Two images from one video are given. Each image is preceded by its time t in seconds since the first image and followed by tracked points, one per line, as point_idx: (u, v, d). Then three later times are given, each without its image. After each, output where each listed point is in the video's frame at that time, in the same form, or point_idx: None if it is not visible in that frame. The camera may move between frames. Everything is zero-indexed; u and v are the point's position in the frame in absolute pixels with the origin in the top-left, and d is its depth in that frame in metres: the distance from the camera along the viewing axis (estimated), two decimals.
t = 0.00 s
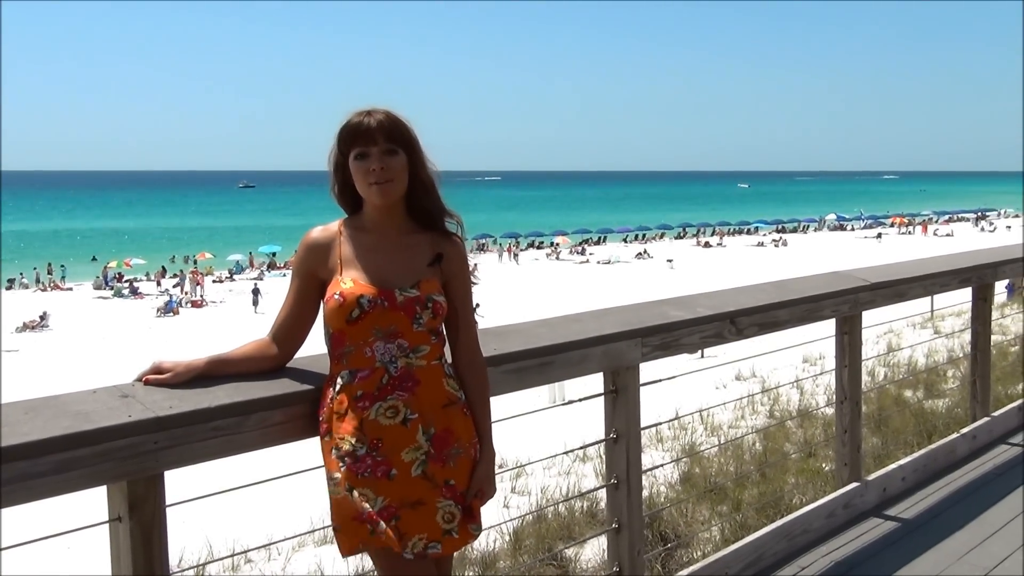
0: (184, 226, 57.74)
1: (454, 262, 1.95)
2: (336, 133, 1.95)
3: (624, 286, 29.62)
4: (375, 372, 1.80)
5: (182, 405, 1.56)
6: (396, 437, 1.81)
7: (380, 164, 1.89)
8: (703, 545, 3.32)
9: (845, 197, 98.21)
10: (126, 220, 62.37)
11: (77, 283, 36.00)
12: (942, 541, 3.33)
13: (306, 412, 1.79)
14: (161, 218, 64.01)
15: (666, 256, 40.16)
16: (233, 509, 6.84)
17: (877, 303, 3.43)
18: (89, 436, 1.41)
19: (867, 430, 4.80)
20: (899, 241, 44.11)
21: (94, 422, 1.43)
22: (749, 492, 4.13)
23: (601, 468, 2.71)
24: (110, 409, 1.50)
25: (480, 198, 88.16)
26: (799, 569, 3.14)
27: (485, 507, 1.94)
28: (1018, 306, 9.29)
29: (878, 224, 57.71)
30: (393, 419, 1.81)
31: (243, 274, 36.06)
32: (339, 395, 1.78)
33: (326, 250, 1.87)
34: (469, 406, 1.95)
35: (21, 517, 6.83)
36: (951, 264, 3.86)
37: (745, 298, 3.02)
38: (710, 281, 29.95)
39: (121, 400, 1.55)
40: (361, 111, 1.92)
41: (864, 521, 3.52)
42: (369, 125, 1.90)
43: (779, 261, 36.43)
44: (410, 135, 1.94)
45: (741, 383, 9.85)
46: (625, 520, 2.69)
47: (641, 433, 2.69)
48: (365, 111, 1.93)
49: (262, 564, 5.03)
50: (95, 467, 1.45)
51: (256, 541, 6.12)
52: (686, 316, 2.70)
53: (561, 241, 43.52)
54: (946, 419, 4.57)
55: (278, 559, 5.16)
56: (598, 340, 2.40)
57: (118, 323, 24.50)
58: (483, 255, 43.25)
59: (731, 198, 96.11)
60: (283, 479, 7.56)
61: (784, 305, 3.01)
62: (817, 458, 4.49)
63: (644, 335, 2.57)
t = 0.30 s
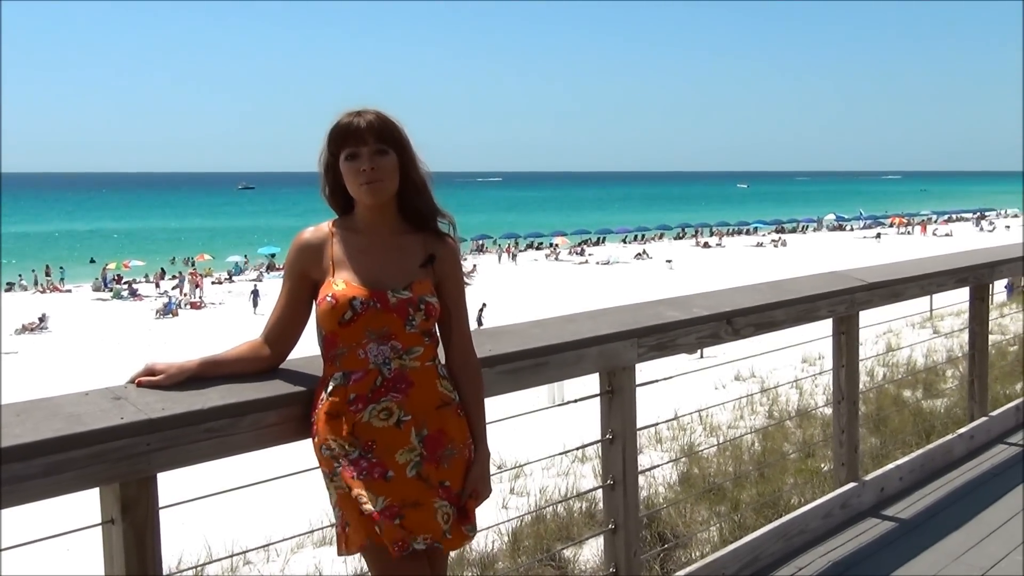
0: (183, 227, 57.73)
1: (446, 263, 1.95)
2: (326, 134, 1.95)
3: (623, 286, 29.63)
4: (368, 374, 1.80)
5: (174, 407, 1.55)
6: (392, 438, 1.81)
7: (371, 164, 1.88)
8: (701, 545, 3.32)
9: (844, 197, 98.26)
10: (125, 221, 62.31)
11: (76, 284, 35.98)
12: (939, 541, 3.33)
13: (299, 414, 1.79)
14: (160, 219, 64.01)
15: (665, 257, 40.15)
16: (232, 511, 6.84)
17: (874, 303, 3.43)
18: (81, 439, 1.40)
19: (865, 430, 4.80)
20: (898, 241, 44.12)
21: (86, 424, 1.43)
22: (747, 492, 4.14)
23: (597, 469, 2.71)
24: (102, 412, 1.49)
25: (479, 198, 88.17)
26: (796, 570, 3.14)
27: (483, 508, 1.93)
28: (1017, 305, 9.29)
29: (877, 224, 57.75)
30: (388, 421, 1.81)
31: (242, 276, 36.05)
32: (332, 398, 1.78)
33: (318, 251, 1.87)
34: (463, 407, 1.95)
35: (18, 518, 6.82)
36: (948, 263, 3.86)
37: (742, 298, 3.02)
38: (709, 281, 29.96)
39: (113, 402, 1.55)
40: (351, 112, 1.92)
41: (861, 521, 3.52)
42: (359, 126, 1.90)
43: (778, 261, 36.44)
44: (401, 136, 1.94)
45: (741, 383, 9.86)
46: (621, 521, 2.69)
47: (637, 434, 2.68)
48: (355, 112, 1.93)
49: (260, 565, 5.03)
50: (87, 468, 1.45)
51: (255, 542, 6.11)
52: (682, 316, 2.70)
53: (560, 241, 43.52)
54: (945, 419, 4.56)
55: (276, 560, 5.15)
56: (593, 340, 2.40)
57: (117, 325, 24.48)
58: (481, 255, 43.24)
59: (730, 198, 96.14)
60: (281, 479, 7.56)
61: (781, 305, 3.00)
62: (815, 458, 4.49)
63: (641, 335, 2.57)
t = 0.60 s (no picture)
0: (185, 229, 57.73)
1: (442, 263, 1.95)
2: (320, 134, 1.95)
3: (625, 286, 29.62)
4: (367, 373, 1.80)
5: (169, 408, 1.55)
6: (394, 436, 1.80)
7: (366, 164, 1.88)
8: (703, 545, 3.32)
9: (847, 196, 98.17)
10: (127, 223, 62.31)
11: (79, 286, 36.00)
12: (940, 541, 3.32)
13: (297, 414, 1.79)
14: (162, 220, 64.06)
15: (667, 257, 40.14)
16: (233, 511, 6.84)
17: (874, 303, 3.42)
18: (77, 440, 1.41)
19: (866, 430, 4.79)
20: (900, 241, 44.06)
21: (81, 425, 1.43)
22: (749, 492, 4.13)
23: (596, 469, 2.71)
24: (97, 413, 1.49)
25: (481, 199, 88.15)
26: (796, 569, 3.14)
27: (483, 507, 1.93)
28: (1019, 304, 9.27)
29: (880, 224, 57.68)
30: (388, 418, 1.80)
31: (244, 277, 36.04)
32: (331, 397, 1.77)
33: (314, 253, 1.87)
34: (462, 406, 1.95)
35: (20, 519, 6.83)
36: (948, 262, 3.85)
37: (740, 298, 3.02)
38: (711, 281, 29.94)
39: (108, 404, 1.55)
40: (344, 110, 1.92)
41: (862, 521, 3.51)
42: (353, 125, 1.90)
43: (780, 261, 36.41)
44: (394, 136, 1.94)
45: (743, 382, 9.85)
46: (620, 521, 2.68)
47: (636, 434, 2.68)
48: (348, 111, 1.93)
49: (262, 566, 5.02)
50: (81, 472, 1.44)
51: (256, 542, 6.11)
52: (681, 316, 2.70)
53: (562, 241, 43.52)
54: (947, 419, 4.55)
55: (278, 561, 5.15)
56: (590, 340, 2.40)
57: (119, 326, 24.49)
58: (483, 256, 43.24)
59: (732, 198, 96.08)
60: (283, 479, 7.58)
61: (779, 305, 3.00)
62: (816, 458, 4.48)
63: (638, 335, 2.57)
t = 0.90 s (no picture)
0: (193, 230, 57.87)
1: (444, 264, 1.95)
2: (321, 135, 1.95)
3: (631, 286, 29.56)
4: (369, 376, 1.80)
5: (170, 409, 1.56)
6: (397, 439, 1.80)
7: (365, 165, 1.88)
8: (708, 545, 3.31)
9: (855, 196, 97.80)
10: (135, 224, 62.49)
11: (86, 287, 36.13)
12: (945, 541, 3.31)
13: (298, 415, 1.79)
14: (169, 221, 64.25)
15: (674, 257, 40.04)
16: (239, 510, 6.84)
17: (878, 303, 3.41)
18: (78, 440, 1.41)
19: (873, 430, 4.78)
20: (907, 240, 43.91)
21: (81, 426, 1.44)
22: (755, 492, 4.12)
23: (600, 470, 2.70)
24: (97, 414, 1.49)
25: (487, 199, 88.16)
26: (802, 570, 3.13)
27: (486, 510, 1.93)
28: None
29: (887, 223, 57.44)
30: (392, 421, 1.80)
31: (251, 278, 36.12)
32: (335, 401, 1.78)
33: (315, 253, 1.87)
34: (464, 407, 1.95)
35: (27, 520, 6.85)
36: (952, 262, 3.85)
37: (744, 297, 3.01)
38: (718, 281, 29.86)
39: (109, 404, 1.55)
40: (344, 112, 1.92)
41: (867, 521, 3.50)
42: (352, 126, 1.90)
43: (787, 261, 36.28)
44: (395, 135, 1.94)
45: (750, 382, 9.81)
46: (624, 522, 2.68)
47: (640, 435, 2.68)
48: (349, 112, 1.93)
49: (268, 567, 5.02)
50: (81, 472, 1.45)
51: (262, 542, 6.12)
52: (684, 315, 2.69)
53: (568, 241, 43.49)
54: (954, 418, 4.54)
55: (284, 561, 5.15)
56: (593, 340, 2.39)
57: (127, 327, 24.57)
58: (489, 256, 43.24)
59: (739, 198, 95.84)
60: (290, 479, 7.60)
61: (783, 305, 2.99)
62: (822, 458, 4.46)
63: (642, 335, 2.57)
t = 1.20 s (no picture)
0: (202, 231, 58.06)
1: (448, 265, 1.95)
2: (327, 134, 1.95)
3: (639, 286, 29.52)
4: (370, 377, 1.80)
5: (175, 409, 1.56)
6: (399, 440, 1.80)
7: (370, 168, 1.89)
8: (715, 545, 3.30)
9: (863, 195, 97.46)
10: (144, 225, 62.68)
11: (96, 288, 36.28)
12: (953, 542, 3.29)
13: (303, 415, 1.79)
14: (178, 222, 64.45)
15: (682, 256, 39.96)
16: (248, 510, 6.86)
17: (886, 301, 3.40)
18: (79, 442, 1.41)
19: (881, 428, 4.76)
20: (916, 238, 43.73)
21: (86, 427, 1.44)
22: (763, 492, 4.10)
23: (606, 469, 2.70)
24: (102, 415, 1.49)
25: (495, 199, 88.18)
26: (809, 570, 3.12)
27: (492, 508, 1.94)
28: None
29: (896, 221, 57.20)
30: (393, 423, 1.80)
31: (259, 278, 36.20)
32: (335, 400, 1.78)
33: (319, 253, 1.87)
34: (468, 408, 1.94)
35: (35, 522, 6.88)
36: (960, 260, 3.84)
37: (751, 296, 3.00)
38: (726, 280, 29.78)
39: (114, 405, 1.55)
40: (351, 112, 1.92)
41: (875, 521, 3.48)
42: (359, 127, 1.90)
43: (795, 260, 36.15)
44: (401, 136, 1.94)
45: (758, 382, 9.77)
46: (631, 522, 2.67)
47: (646, 433, 2.67)
48: (355, 112, 1.93)
49: (277, 567, 5.02)
50: (85, 473, 1.45)
51: (270, 541, 6.13)
52: (691, 315, 2.68)
53: (576, 241, 43.38)
54: (962, 417, 4.52)
55: (293, 561, 5.17)
56: (599, 340, 2.39)
57: (136, 328, 24.66)
58: (497, 256, 43.25)
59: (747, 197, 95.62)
60: (298, 479, 7.61)
61: (789, 303, 2.98)
62: (831, 458, 4.45)
63: (647, 335, 2.56)
